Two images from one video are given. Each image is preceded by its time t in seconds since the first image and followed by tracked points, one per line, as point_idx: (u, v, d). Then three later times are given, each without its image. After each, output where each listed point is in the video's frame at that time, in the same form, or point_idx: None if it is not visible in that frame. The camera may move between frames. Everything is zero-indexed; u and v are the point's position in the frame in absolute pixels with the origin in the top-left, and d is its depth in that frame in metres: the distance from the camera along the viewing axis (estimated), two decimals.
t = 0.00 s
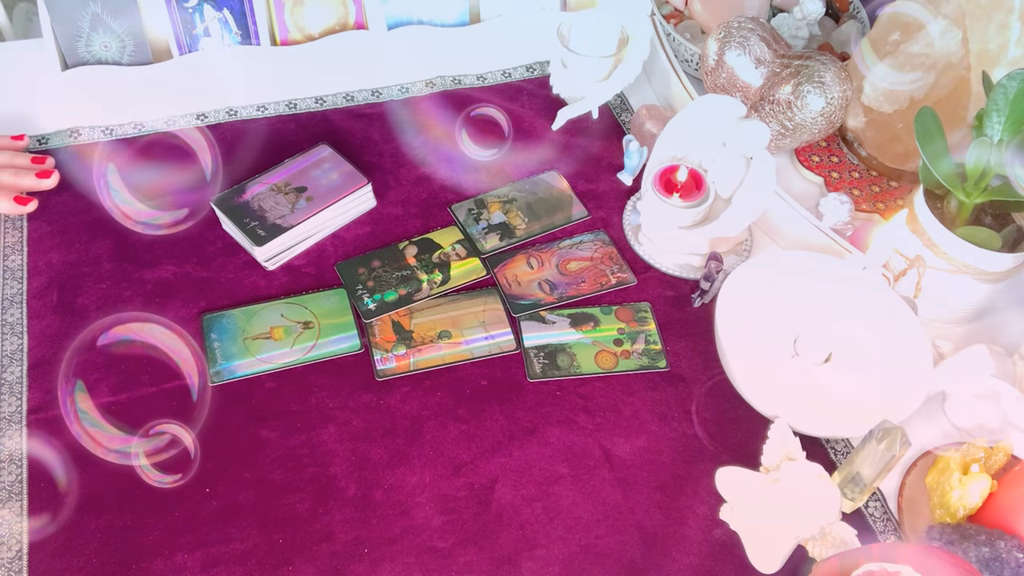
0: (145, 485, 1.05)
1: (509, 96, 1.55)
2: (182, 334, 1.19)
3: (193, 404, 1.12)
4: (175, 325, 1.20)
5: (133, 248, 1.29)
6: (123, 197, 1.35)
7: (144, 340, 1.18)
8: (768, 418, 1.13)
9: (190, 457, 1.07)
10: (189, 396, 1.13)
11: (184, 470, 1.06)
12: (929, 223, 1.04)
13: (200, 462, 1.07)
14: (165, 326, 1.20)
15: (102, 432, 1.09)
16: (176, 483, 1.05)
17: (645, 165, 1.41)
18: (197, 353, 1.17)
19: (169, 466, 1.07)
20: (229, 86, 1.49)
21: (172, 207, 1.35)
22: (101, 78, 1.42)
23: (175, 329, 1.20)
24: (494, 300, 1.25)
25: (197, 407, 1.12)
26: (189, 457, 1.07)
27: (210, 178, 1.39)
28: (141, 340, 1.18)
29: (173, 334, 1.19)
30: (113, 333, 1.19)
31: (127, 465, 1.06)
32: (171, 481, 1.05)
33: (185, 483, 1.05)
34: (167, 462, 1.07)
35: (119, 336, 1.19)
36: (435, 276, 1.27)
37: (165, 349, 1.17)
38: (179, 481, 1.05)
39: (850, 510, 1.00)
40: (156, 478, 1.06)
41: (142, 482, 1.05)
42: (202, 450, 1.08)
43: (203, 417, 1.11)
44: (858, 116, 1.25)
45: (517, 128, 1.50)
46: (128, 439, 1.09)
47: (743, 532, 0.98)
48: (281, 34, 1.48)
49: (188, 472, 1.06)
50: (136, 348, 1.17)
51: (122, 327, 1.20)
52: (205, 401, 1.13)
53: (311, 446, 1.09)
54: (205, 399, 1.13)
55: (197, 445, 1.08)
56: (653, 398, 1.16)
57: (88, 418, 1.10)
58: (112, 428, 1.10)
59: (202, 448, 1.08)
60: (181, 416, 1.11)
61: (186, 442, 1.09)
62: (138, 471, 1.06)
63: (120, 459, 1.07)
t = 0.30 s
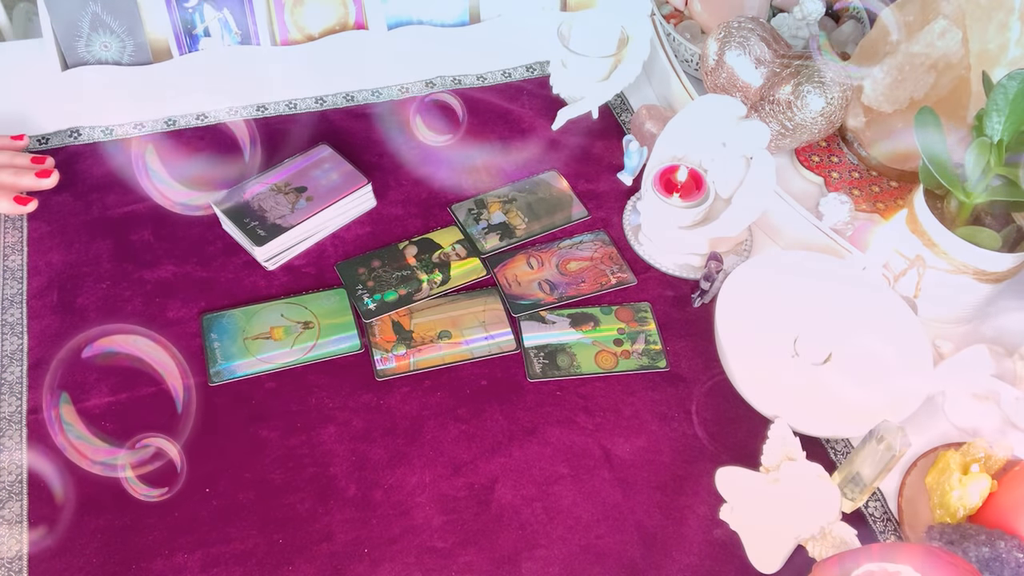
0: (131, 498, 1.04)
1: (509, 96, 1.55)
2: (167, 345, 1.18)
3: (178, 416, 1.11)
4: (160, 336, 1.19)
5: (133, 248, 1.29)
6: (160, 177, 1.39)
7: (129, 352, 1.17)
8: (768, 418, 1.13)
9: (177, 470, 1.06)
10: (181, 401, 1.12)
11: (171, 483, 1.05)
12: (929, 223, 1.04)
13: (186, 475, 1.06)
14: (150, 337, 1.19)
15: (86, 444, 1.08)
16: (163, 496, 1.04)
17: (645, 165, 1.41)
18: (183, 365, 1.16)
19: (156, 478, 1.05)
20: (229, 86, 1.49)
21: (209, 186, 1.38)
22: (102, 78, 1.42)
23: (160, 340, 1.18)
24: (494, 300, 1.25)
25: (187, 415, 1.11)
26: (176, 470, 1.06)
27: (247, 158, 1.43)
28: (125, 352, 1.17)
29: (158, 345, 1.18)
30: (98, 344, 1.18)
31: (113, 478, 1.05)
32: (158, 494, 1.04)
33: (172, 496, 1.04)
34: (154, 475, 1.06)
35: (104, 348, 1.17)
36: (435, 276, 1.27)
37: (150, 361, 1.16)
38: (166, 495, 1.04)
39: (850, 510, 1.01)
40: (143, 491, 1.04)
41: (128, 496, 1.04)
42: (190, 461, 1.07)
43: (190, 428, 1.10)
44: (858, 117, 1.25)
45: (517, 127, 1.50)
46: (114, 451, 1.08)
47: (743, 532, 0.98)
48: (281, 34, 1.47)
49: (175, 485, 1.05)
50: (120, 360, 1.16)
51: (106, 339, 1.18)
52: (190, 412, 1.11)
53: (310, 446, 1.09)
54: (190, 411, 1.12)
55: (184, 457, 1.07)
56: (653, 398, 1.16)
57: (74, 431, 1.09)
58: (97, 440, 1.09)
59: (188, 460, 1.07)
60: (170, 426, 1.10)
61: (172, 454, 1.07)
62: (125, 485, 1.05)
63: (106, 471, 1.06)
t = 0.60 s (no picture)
0: (118, 512, 1.03)
1: (509, 96, 1.55)
2: (154, 356, 1.17)
3: (164, 429, 1.10)
4: (147, 347, 1.18)
5: (133, 248, 1.29)
6: (198, 159, 1.42)
7: (115, 363, 1.16)
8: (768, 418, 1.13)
9: (164, 483, 1.05)
10: (176, 406, 1.12)
11: (158, 497, 1.04)
12: (929, 224, 1.04)
13: (174, 488, 1.05)
14: (137, 348, 1.18)
15: (73, 455, 1.07)
16: (150, 510, 1.03)
17: (645, 165, 1.41)
18: (169, 376, 1.15)
19: (143, 491, 1.04)
20: (229, 85, 1.49)
21: (246, 168, 1.41)
22: (101, 79, 1.41)
23: (147, 351, 1.17)
24: (494, 300, 1.25)
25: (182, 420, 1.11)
26: (163, 483, 1.05)
27: (284, 140, 1.46)
28: (112, 363, 1.16)
29: (145, 357, 1.17)
30: (84, 355, 1.17)
31: (100, 489, 1.04)
32: (145, 508, 1.03)
33: (160, 509, 1.03)
34: (141, 488, 1.05)
35: (90, 359, 1.16)
36: (435, 276, 1.27)
37: (136, 372, 1.15)
38: (153, 508, 1.03)
39: (850, 510, 1.00)
40: (130, 505, 1.03)
41: (115, 509, 1.03)
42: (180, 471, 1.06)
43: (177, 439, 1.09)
44: (858, 117, 1.24)
45: (517, 127, 1.50)
46: (100, 462, 1.07)
47: (743, 532, 0.98)
48: (281, 34, 1.46)
49: (163, 497, 1.04)
50: (106, 372, 1.15)
51: (92, 350, 1.17)
52: (176, 424, 1.10)
53: (311, 446, 1.09)
54: (177, 422, 1.11)
55: (171, 471, 1.06)
56: (654, 398, 1.16)
57: (60, 441, 1.08)
58: (83, 451, 1.08)
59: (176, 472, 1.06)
60: (158, 436, 1.09)
61: (160, 467, 1.06)
62: (112, 498, 1.04)
63: (92, 482, 1.05)
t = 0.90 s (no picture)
0: (104, 526, 1.01)
1: (509, 96, 1.55)
2: (140, 367, 1.16)
3: (150, 441, 1.09)
4: (133, 359, 1.17)
5: (133, 248, 1.29)
6: (239, 144, 1.44)
7: (101, 374, 1.15)
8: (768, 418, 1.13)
9: (151, 497, 1.04)
10: (170, 412, 1.11)
11: (145, 511, 1.03)
12: (929, 223, 1.03)
13: (161, 503, 1.03)
14: (123, 359, 1.16)
15: (59, 466, 1.06)
16: (137, 524, 1.02)
17: (645, 165, 1.41)
18: (156, 387, 1.14)
19: (129, 505, 1.03)
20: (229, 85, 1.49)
21: (284, 151, 1.44)
22: (101, 78, 1.41)
23: (133, 363, 1.16)
24: (494, 300, 1.25)
25: (181, 421, 1.10)
26: (149, 496, 1.04)
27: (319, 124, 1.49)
28: (97, 374, 1.15)
29: (131, 368, 1.15)
30: (70, 367, 1.15)
31: (86, 501, 1.03)
32: (132, 522, 1.02)
33: (147, 523, 1.02)
34: (127, 501, 1.03)
35: (76, 370, 1.15)
36: (435, 276, 1.27)
37: (122, 384, 1.13)
38: (140, 522, 1.02)
39: (849, 510, 1.00)
40: (116, 519, 1.02)
41: (102, 523, 1.02)
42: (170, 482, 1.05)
43: (165, 451, 1.08)
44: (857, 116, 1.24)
45: (517, 128, 1.50)
46: (87, 474, 1.06)
47: (743, 532, 0.98)
48: (281, 34, 1.47)
49: (150, 512, 1.03)
50: (92, 383, 1.14)
51: (78, 361, 1.16)
52: (162, 436, 1.09)
53: (311, 446, 1.09)
54: (163, 434, 1.09)
55: (157, 484, 1.05)
56: (654, 398, 1.16)
57: (46, 453, 1.07)
58: (70, 463, 1.06)
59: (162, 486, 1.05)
60: (144, 449, 1.08)
61: (146, 481, 1.05)
62: (98, 512, 1.03)
63: (78, 494, 1.04)
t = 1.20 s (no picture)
0: (91, 541, 1.00)
1: (509, 96, 1.55)
2: (127, 380, 1.14)
3: (137, 455, 1.07)
4: (120, 371, 1.15)
5: (133, 248, 1.29)
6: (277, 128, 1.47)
7: (88, 387, 1.13)
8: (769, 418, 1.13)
9: (137, 511, 1.03)
10: (156, 425, 1.10)
11: (131, 525, 1.02)
12: (929, 223, 1.03)
13: (146, 518, 1.02)
14: (110, 371, 1.15)
15: (45, 480, 1.05)
16: (123, 539, 1.00)
17: (645, 164, 1.41)
18: (143, 400, 1.12)
19: (116, 519, 1.02)
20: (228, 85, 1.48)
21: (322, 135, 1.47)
22: (101, 78, 1.40)
23: (120, 375, 1.15)
24: (494, 300, 1.25)
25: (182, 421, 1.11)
26: (136, 511, 1.03)
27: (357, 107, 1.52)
28: (84, 386, 1.13)
29: (118, 380, 1.14)
30: (56, 379, 1.14)
31: (73, 515, 1.02)
32: (118, 537, 1.01)
33: (133, 538, 1.01)
34: (114, 515, 1.02)
35: (62, 383, 1.14)
36: (435, 276, 1.27)
37: (109, 396, 1.12)
38: (127, 537, 1.01)
39: (850, 510, 1.00)
40: (102, 534, 1.01)
41: (88, 538, 1.00)
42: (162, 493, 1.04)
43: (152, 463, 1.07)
44: (858, 116, 1.24)
45: (517, 128, 1.50)
46: (73, 487, 1.05)
47: (743, 532, 0.98)
48: (281, 34, 1.47)
49: (136, 526, 1.02)
50: (77, 396, 1.12)
51: (65, 373, 1.15)
52: (149, 449, 1.08)
53: (311, 446, 1.09)
54: (150, 445, 1.08)
55: (143, 498, 1.04)
56: (654, 398, 1.16)
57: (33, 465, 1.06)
58: (56, 475, 1.05)
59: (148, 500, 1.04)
60: (130, 463, 1.07)
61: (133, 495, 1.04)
62: (84, 526, 1.01)
63: (64, 507, 1.03)
